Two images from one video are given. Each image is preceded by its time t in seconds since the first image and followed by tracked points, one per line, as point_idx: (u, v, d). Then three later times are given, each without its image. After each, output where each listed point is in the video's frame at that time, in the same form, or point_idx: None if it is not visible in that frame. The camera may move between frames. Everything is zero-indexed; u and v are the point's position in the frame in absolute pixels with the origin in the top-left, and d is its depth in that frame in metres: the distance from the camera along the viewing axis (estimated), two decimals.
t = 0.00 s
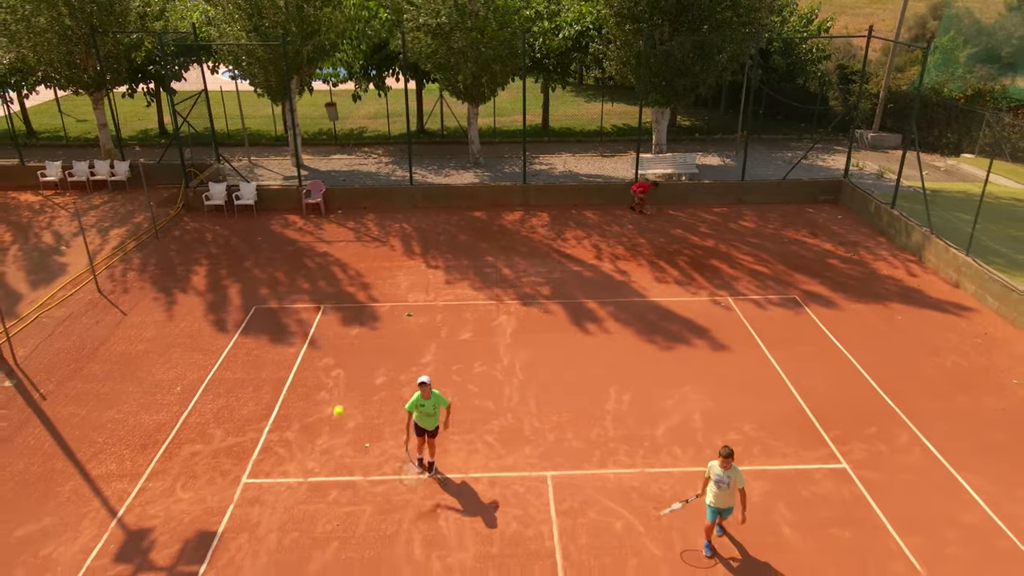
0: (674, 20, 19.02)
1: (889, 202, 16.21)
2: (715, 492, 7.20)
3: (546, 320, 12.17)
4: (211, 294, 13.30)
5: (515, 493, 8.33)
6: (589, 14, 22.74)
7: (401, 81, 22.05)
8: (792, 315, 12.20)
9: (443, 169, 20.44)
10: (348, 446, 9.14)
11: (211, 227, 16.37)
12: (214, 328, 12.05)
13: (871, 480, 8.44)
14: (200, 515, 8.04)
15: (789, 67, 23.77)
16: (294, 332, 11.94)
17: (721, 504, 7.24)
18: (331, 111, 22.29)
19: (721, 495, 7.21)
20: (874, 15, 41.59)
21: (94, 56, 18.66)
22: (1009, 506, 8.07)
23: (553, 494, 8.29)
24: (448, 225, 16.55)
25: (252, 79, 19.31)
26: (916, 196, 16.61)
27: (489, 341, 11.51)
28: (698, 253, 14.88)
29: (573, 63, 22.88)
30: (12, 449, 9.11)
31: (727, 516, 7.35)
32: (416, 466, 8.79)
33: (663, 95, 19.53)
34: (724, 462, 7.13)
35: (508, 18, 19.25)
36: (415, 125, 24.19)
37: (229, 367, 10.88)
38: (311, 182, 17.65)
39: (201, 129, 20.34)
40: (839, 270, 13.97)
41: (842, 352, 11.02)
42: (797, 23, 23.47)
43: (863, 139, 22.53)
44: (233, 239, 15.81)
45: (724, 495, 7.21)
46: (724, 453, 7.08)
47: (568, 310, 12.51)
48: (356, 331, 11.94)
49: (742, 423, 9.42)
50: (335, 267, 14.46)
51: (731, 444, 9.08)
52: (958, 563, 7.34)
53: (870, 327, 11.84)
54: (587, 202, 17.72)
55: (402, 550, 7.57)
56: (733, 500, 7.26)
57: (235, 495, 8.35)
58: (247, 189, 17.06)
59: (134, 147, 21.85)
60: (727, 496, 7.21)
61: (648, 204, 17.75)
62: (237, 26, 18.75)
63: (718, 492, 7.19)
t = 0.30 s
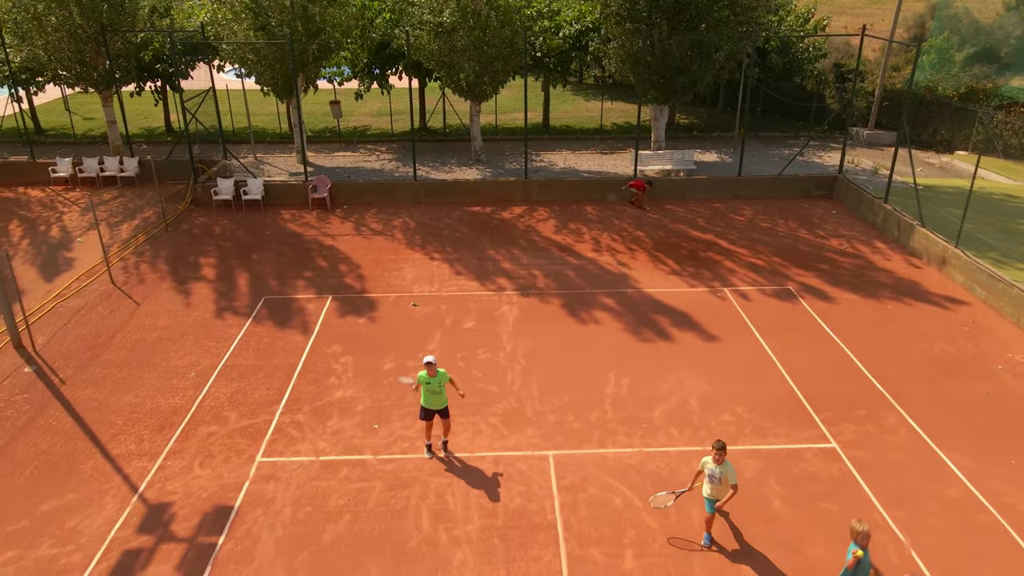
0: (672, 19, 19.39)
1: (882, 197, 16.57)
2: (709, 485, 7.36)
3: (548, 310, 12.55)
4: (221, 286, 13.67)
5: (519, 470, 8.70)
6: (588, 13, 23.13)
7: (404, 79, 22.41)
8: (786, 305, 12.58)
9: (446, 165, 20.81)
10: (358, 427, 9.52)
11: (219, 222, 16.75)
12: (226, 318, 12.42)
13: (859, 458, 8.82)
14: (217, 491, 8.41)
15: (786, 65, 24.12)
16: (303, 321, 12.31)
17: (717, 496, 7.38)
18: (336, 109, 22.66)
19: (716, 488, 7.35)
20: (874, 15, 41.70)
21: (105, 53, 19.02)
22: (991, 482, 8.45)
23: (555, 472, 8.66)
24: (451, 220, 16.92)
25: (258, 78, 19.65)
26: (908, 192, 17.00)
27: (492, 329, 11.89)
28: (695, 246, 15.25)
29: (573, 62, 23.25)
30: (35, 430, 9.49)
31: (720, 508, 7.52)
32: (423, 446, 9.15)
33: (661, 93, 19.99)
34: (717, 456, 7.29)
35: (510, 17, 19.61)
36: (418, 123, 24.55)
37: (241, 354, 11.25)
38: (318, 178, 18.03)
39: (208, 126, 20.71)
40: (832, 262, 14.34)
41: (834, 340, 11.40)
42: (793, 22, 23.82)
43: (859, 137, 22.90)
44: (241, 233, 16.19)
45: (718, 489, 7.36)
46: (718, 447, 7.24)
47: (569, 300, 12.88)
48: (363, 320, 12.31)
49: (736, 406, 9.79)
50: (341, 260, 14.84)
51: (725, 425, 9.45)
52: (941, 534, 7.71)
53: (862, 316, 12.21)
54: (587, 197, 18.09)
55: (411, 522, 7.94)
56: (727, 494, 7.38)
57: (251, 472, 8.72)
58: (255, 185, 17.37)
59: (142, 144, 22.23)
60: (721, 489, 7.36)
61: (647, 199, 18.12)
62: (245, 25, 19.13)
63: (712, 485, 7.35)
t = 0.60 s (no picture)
0: (670, 18, 19.76)
1: (876, 192, 16.93)
2: (705, 483, 7.36)
3: (549, 299, 12.93)
4: (231, 277, 14.05)
5: (522, 449, 9.08)
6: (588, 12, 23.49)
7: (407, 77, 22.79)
8: (780, 295, 12.97)
9: (448, 162, 21.20)
10: (366, 409, 9.90)
11: (228, 216, 17.15)
12: (236, 307, 12.80)
13: (847, 438, 9.19)
14: (233, 468, 8.79)
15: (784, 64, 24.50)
16: (311, 310, 12.68)
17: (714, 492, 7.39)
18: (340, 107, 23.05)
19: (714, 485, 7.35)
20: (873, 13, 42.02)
21: (114, 52, 19.39)
22: (973, 460, 8.83)
23: (556, 450, 9.04)
24: (454, 214, 17.30)
25: (264, 76, 20.00)
26: (900, 187, 17.37)
27: (495, 318, 12.28)
28: (692, 239, 15.64)
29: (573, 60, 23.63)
30: (57, 412, 9.88)
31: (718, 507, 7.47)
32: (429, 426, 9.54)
33: (660, 91, 20.36)
34: (714, 456, 7.23)
35: (511, 16, 19.97)
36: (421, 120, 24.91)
37: (252, 341, 11.63)
38: (323, 173, 18.41)
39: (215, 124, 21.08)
40: (826, 255, 14.72)
41: (826, 328, 11.78)
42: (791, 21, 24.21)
43: (855, 134, 23.28)
44: (249, 226, 16.57)
45: (715, 485, 7.36)
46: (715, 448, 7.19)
47: (569, 291, 13.27)
48: (369, 309, 12.69)
49: (730, 390, 10.17)
50: (347, 252, 15.22)
51: (719, 407, 9.83)
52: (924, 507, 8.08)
53: (853, 305, 12.58)
54: (587, 192, 18.48)
55: (419, 497, 8.32)
56: (725, 491, 7.37)
57: (265, 451, 9.10)
58: (262, 179, 17.83)
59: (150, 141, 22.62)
60: (718, 486, 7.36)
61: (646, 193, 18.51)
62: (251, 24, 19.49)
63: (708, 482, 7.34)
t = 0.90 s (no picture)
0: (669, 17, 20.15)
1: (870, 187, 17.31)
2: (699, 477, 7.35)
3: (551, 290, 13.31)
4: (241, 269, 14.43)
5: (525, 429, 9.46)
6: (589, 11, 23.88)
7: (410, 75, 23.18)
8: (775, 286, 13.36)
9: (451, 159, 21.58)
10: (376, 392, 10.29)
11: (236, 211, 17.53)
12: (247, 297, 13.18)
13: (838, 419, 9.57)
14: (249, 447, 9.17)
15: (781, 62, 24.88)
16: (320, 300, 13.06)
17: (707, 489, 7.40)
18: (344, 105, 23.42)
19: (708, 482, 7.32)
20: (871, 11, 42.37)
21: (124, 50, 19.77)
22: (957, 439, 9.21)
23: (558, 431, 9.42)
24: (457, 209, 17.69)
25: (271, 74, 20.39)
26: (893, 182, 17.76)
27: (498, 307, 12.66)
28: (690, 233, 16.03)
29: (574, 58, 24.03)
30: (77, 395, 10.27)
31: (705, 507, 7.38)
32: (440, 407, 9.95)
33: (659, 89, 20.74)
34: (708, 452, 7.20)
35: (513, 15, 20.34)
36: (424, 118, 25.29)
37: (263, 329, 12.02)
38: (329, 169, 18.79)
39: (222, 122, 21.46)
40: (821, 247, 15.11)
41: (818, 316, 12.16)
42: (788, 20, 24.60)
43: (851, 132, 23.67)
44: (257, 220, 16.96)
45: (705, 480, 7.32)
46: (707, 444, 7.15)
47: (570, 282, 13.65)
48: (376, 299, 13.06)
49: (726, 374, 10.56)
50: (353, 245, 15.60)
51: (715, 390, 10.23)
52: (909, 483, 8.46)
53: (846, 295, 12.96)
54: (587, 187, 18.86)
55: (427, 473, 8.70)
56: (713, 489, 7.29)
57: (278, 432, 9.49)
58: (269, 175, 18.17)
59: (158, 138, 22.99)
60: (709, 483, 7.31)
61: (645, 189, 18.90)
62: (258, 23, 19.89)
63: (699, 475, 7.33)
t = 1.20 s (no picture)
0: (667, 16, 20.52)
1: (864, 183, 17.68)
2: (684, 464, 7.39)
3: (552, 281, 13.69)
4: (250, 261, 14.81)
5: (527, 411, 9.85)
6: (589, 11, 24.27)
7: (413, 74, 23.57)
8: (770, 277, 13.74)
9: (453, 155, 21.96)
10: (384, 376, 10.68)
11: (244, 206, 17.92)
12: (257, 288, 13.57)
13: (828, 402, 9.96)
14: (263, 428, 9.56)
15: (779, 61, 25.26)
16: (328, 290, 13.44)
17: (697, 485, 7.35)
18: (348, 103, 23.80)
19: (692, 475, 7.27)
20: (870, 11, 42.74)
21: (133, 49, 20.15)
22: (943, 420, 9.59)
23: (560, 413, 9.81)
24: (460, 204, 18.08)
25: (277, 72, 20.78)
26: (886, 178, 18.15)
27: (501, 297, 13.04)
28: (687, 227, 16.42)
29: (574, 57, 24.42)
30: (96, 379, 10.65)
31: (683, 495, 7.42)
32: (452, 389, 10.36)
33: (658, 86, 21.10)
34: (688, 448, 7.11)
35: (515, 14, 20.70)
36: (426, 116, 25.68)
37: (274, 318, 12.40)
38: (335, 165, 19.17)
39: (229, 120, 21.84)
40: (815, 240, 15.49)
41: (812, 306, 12.54)
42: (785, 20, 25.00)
43: (847, 129, 24.06)
44: (265, 215, 17.34)
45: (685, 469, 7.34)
46: (686, 440, 7.06)
47: (571, 274, 14.03)
48: (383, 289, 13.44)
49: (721, 360, 10.95)
50: (360, 239, 15.98)
51: (710, 375, 10.61)
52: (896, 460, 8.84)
53: (839, 286, 13.34)
54: (588, 182, 19.25)
55: (435, 452, 9.09)
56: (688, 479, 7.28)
57: (291, 414, 9.87)
58: (276, 171, 18.56)
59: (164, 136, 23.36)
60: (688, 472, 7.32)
61: (644, 184, 19.28)
62: (265, 22, 20.27)
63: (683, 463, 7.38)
